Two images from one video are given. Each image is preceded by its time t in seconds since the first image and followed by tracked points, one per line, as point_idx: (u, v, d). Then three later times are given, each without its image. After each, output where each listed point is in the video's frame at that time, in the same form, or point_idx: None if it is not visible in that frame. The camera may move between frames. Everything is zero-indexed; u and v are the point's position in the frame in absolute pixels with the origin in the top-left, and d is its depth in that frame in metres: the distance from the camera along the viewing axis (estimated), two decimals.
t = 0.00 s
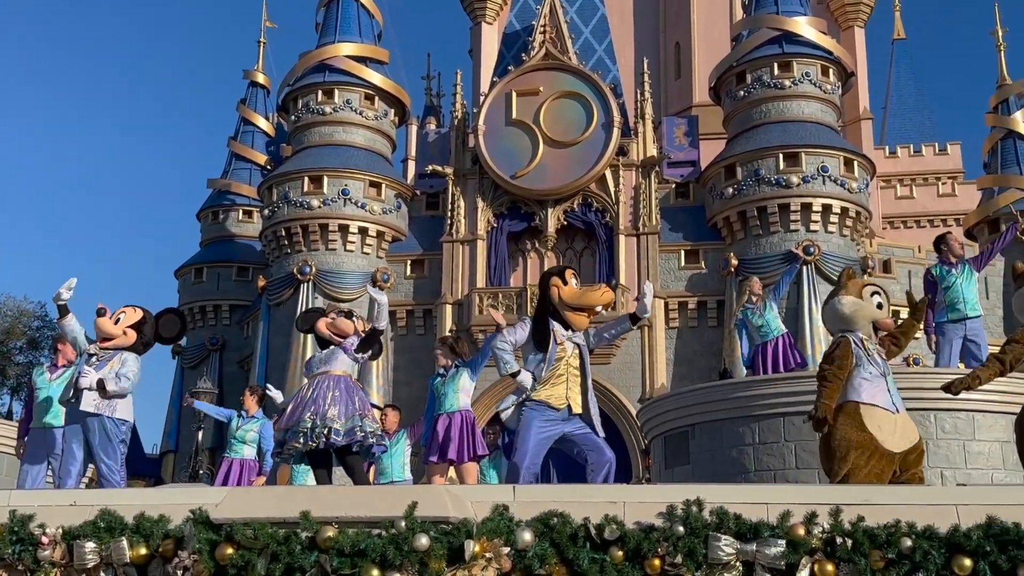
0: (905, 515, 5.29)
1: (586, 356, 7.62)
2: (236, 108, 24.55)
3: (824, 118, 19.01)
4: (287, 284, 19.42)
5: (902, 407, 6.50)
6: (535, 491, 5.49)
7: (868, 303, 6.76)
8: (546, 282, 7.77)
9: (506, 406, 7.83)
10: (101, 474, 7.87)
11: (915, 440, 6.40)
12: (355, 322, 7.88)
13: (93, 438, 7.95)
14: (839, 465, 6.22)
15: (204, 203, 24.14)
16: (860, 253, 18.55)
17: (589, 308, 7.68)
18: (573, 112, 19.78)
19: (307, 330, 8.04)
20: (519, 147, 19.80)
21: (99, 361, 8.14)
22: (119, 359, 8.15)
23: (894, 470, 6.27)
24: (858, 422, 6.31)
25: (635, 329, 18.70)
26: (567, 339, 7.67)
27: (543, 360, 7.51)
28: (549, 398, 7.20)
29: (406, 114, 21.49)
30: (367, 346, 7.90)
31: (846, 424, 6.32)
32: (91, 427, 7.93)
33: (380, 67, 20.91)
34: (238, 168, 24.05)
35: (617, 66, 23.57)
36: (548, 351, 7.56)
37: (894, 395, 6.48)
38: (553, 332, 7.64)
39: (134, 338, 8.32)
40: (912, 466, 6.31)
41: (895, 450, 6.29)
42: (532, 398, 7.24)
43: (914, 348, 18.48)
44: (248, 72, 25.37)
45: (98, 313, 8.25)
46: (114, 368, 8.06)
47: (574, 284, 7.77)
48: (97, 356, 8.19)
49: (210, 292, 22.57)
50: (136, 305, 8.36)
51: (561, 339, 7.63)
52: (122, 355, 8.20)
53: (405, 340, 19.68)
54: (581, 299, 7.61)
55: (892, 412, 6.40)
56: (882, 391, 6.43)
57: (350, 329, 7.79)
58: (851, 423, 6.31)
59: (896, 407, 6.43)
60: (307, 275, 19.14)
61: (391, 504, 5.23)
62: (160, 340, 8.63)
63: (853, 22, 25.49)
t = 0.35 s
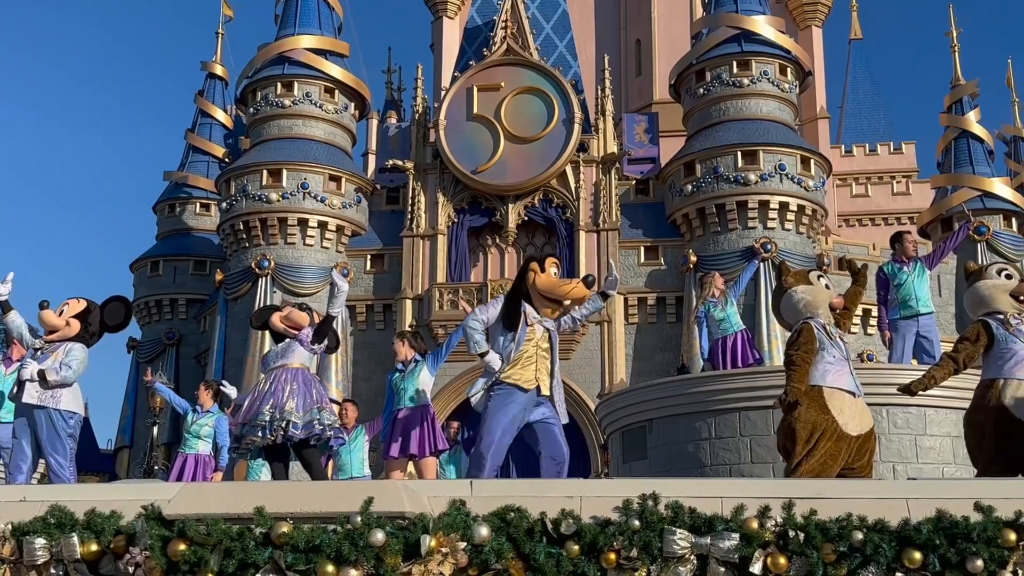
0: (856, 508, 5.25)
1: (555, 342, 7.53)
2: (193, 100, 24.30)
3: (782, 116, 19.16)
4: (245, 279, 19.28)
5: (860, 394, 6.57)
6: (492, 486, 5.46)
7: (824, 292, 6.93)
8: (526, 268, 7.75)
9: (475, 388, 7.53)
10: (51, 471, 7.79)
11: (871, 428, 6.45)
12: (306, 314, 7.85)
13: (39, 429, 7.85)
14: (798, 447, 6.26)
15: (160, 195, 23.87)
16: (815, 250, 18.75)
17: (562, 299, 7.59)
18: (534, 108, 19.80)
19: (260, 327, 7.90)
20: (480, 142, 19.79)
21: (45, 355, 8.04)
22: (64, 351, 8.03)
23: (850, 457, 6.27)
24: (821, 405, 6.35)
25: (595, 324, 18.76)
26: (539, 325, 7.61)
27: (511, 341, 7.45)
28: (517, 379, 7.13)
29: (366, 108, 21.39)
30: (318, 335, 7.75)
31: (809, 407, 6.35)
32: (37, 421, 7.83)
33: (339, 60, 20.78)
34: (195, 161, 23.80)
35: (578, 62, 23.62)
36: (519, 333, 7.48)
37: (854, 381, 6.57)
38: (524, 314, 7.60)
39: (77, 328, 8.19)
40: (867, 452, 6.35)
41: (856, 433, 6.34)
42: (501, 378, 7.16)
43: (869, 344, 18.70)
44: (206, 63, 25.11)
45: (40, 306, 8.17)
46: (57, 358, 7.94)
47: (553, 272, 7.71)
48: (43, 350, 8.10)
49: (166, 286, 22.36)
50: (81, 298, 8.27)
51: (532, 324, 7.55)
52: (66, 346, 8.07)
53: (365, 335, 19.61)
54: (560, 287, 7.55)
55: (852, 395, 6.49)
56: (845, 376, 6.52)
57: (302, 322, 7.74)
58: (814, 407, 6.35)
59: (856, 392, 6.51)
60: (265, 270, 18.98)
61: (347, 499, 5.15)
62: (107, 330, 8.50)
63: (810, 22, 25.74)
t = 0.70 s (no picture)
0: (793, 501, 5.24)
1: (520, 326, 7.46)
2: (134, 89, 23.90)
3: (727, 114, 19.31)
4: (187, 271, 19.04)
5: (797, 387, 6.63)
6: (431, 480, 5.37)
7: (766, 291, 6.97)
8: (476, 250, 7.45)
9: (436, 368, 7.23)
10: None
11: (807, 421, 6.52)
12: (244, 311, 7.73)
13: None
14: (734, 441, 6.33)
15: (100, 186, 23.45)
16: (759, 247, 18.93)
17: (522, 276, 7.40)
18: (482, 102, 19.76)
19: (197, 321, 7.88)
20: (427, 136, 19.70)
21: None
22: None
23: (784, 448, 6.36)
24: (756, 399, 6.43)
25: (541, 320, 18.79)
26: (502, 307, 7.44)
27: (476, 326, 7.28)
28: (481, 361, 7.08)
29: (311, 100, 21.19)
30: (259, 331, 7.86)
31: (745, 399, 6.42)
32: None
33: (285, 50, 20.55)
34: (136, 151, 23.42)
35: (525, 57, 23.62)
36: (484, 315, 7.35)
37: (790, 373, 6.63)
38: (488, 298, 7.39)
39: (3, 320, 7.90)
40: (802, 445, 6.41)
41: (791, 427, 6.43)
42: (463, 360, 7.08)
43: (810, 341, 18.96)
44: (147, 52, 24.71)
45: None
46: None
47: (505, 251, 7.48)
48: None
49: (106, 279, 21.99)
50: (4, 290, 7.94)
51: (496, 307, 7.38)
52: None
53: (309, 330, 19.47)
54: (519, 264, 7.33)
55: (789, 387, 6.55)
56: (782, 369, 6.56)
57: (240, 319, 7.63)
58: (750, 400, 6.43)
59: (792, 384, 6.58)
60: (207, 262, 18.72)
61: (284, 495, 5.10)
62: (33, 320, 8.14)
63: (756, 21, 25.98)
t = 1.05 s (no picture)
0: (726, 497, 5.26)
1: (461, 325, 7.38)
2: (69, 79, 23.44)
3: (669, 113, 19.44)
4: (121, 265, 18.74)
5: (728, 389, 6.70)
6: (367, 478, 5.32)
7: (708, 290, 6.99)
8: (426, 249, 7.47)
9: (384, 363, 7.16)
10: None
11: (739, 423, 6.60)
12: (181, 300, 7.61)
13: None
14: (665, 442, 6.42)
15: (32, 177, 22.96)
16: (699, 245, 19.07)
17: (468, 279, 7.38)
18: (425, 97, 19.68)
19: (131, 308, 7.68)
20: (370, 131, 19.58)
21: None
22: None
23: (715, 448, 6.45)
24: (688, 400, 6.48)
25: (484, 316, 18.77)
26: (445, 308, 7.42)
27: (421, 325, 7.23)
28: (428, 359, 7.05)
29: (251, 92, 20.94)
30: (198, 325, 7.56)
31: (677, 400, 6.48)
32: None
33: (224, 41, 20.28)
34: (70, 142, 22.96)
35: (469, 52, 23.57)
36: (429, 316, 7.29)
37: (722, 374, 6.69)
38: (434, 298, 7.36)
39: None
40: (734, 444, 6.51)
41: (724, 427, 6.50)
42: (410, 358, 7.04)
43: (749, 338, 19.17)
44: (83, 42, 24.24)
45: None
46: None
47: (454, 253, 7.49)
48: None
49: (38, 272, 21.55)
50: None
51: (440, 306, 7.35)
52: None
53: (248, 325, 19.26)
54: (469, 266, 7.34)
55: (719, 390, 6.60)
56: (713, 371, 6.62)
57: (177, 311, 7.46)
58: (682, 401, 6.48)
59: (723, 387, 6.64)
60: (142, 256, 18.47)
61: (215, 493, 5.03)
62: None
63: (698, 22, 26.19)
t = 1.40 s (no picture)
0: (668, 496, 5.27)
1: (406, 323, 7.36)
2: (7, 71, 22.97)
3: (617, 114, 19.53)
4: (61, 262, 18.43)
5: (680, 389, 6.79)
6: (309, 478, 5.28)
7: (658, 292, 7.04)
8: (368, 247, 7.43)
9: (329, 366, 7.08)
10: None
11: (689, 421, 6.65)
12: (117, 304, 7.20)
13: None
14: (618, 441, 6.42)
15: None
16: (646, 245, 19.19)
17: (412, 273, 7.34)
18: (373, 94, 19.56)
19: (77, 302, 7.46)
20: (316, 127, 19.43)
21: None
22: None
23: (667, 447, 6.50)
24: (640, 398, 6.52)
25: (431, 315, 18.72)
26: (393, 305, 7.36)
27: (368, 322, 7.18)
28: (374, 359, 7.01)
29: (195, 87, 20.67)
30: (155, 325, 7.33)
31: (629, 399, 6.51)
32: None
33: (168, 35, 19.99)
34: (8, 136, 22.51)
35: (417, 50, 23.48)
36: (375, 313, 7.24)
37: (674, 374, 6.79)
38: (379, 296, 7.29)
39: None
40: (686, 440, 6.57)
41: (675, 426, 6.54)
42: (357, 358, 6.99)
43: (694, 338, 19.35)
44: (22, 33, 23.78)
45: None
46: None
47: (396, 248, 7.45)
48: None
49: None
50: None
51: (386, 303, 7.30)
52: None
53: (191, 323, 19.05)
54: (411, 259, 7.29)
55: (672, 389, 6.70)
56: (665, 371, 6.71)
57: (114, 320, 7.16)
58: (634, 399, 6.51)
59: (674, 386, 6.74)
60: (82, 253, 18.14)
61: (152, 494, 4.96)
62: None
63: (645, 23, 26.34)
